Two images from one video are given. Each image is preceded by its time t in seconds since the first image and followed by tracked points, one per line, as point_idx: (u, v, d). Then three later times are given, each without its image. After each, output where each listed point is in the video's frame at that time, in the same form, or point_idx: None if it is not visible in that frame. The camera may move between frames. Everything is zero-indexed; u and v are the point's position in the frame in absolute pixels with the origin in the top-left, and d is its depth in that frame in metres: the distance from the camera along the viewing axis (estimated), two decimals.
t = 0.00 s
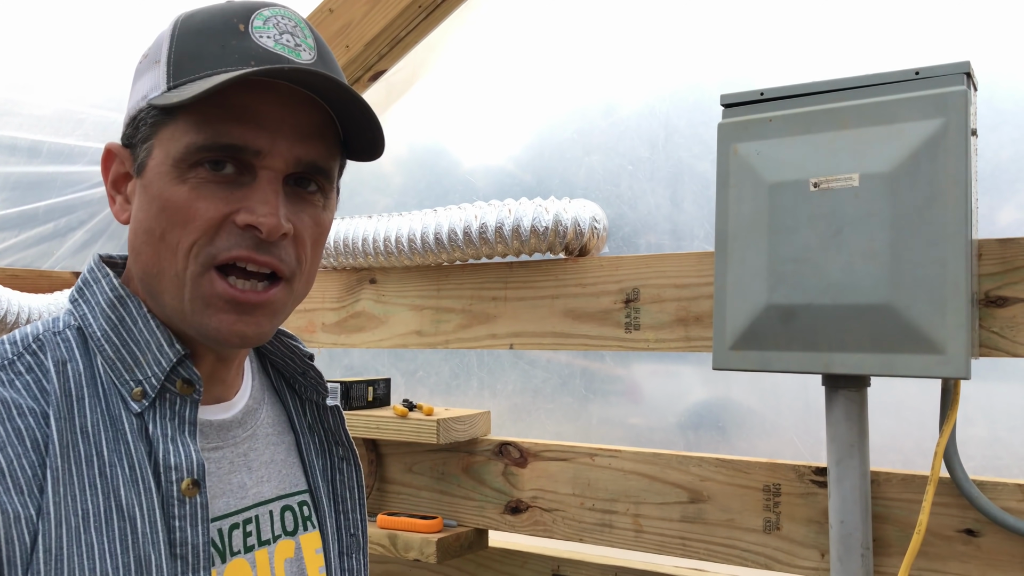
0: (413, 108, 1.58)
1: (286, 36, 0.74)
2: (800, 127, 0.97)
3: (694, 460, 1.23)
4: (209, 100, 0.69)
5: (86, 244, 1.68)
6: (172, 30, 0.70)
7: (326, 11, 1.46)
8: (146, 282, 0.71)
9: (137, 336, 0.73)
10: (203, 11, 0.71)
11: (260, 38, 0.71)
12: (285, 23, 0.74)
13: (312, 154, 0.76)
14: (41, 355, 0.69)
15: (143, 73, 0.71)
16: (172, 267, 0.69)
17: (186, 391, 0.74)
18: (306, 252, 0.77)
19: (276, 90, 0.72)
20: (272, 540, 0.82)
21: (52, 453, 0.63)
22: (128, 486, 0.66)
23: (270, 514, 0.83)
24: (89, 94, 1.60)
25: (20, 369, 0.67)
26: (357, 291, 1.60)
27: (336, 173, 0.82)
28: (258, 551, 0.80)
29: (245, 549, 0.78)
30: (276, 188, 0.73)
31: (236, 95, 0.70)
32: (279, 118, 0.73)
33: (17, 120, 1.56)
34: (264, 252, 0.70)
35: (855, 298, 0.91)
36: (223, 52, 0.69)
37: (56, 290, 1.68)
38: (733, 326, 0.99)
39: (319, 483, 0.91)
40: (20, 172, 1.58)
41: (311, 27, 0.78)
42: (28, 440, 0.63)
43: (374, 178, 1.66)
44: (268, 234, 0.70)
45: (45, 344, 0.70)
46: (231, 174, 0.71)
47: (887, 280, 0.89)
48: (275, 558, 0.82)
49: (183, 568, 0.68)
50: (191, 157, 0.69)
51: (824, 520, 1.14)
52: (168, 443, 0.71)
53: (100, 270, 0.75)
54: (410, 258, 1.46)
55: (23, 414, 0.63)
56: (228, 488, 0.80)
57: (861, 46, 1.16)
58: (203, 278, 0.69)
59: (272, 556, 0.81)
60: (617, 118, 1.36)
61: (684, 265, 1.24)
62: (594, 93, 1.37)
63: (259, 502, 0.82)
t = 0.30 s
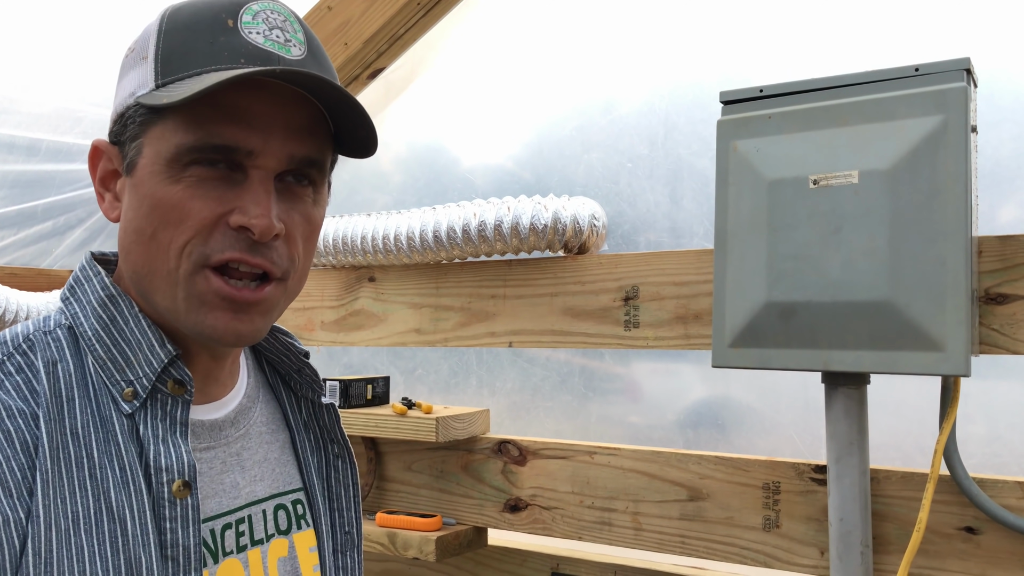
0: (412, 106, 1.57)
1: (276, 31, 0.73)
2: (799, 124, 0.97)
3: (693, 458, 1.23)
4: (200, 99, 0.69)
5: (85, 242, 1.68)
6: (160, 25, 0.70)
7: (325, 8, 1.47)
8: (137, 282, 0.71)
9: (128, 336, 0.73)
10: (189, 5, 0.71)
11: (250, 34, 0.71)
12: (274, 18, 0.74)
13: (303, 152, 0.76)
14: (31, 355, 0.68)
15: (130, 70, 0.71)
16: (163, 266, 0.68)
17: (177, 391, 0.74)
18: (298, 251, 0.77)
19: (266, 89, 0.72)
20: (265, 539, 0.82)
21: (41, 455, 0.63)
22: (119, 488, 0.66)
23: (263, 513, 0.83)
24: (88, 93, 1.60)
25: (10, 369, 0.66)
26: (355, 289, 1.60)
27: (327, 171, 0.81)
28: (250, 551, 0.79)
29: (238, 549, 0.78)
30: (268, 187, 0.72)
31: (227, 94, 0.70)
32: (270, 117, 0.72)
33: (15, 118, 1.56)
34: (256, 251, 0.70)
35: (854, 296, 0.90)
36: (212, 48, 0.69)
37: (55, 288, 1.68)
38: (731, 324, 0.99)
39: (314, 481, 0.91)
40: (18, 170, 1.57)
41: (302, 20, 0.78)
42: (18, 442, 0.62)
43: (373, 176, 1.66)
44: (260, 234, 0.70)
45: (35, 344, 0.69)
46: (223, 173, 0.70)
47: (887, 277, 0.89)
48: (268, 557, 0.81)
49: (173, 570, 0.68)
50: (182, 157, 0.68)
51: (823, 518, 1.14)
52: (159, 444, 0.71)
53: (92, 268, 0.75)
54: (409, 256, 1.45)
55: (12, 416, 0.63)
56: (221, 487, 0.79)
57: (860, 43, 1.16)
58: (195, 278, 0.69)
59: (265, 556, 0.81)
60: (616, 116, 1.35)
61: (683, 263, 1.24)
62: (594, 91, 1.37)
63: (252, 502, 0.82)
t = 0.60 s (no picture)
0: (412, 105, 1.57)
1: (280, 32, 0.73)
2: (799, 124, 0.97)
3: (693, 458, 1.23)
4: (203, 98, 0.68)
5: (84, 241, 1.68)
6: (164, 24, 0.70)
7: (325, 7, 1.49)
8: (139, 280, 0.71)
9: (124, 336, 0.73)
10: (195, 5, 0.70)
11: (254, 35, 0.71)
12: (278, 20, 0.74)
13: (305, 152, 0.76)
14: (27, 354, 0.68)
15: (133, 69, 0.71)
16: (166, 264, 0.68)
17: (173, 391, 0.74)
18: (300, 249, 0.77)
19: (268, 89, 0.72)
20: (261, 540, 0.82)
21: (36, 454, 0.63)
22: (113, 487, 0.66)
23: (259, 514, 0.83)
24: (88, 92, 1.60)
25: (6, 369, 0.66)
26: (355, 288, 1.60)
27: (328, 170, 0.81)
28: (246, 551, 0.79)
29: (233, 549, 0.78)
30: (270, 187, 0.72)
31: (229, 93, 0.70)
32: (273, 117, 0.72)
33: (15, 117, 1.55)
34: (259, 250, 0.70)
35: (854, 295, 0.90)
36: (217, 48, 0.69)
37: (55, 288, 1.68)
38: (730, 323, 0.99)
39: (310, 483, 0.91)
40: (17, 169, 1.57)
41: (305, 22, 0.78)
42: (13, 441, 0.62)
43: (373, 175, 1.66)
44: (263, 233, 0.70)
45: (31, 343, 0.69)
46: (226, 172, 0.70)
47: (887, 276, 0.89)
48: (263, 558, 0.81)
49: (167, 570, 0.68)
50: (185, 155, 0.68)
51: (822, 518, 1.14)
52: (154, 444, 0.71)
53: (89, 268, 0.75)
54: (409, 255, 1.45)
55: (7, 414, 0.63)
56: (217, 488, 0.79)
57: (860, 42, 1.16)
58: (198, 276, 0.69)
59: (260, 557, 0.81)
60: (616, 115, 1.35)
61: (682, 262, 1.24)
62: (593, 90, 1.37)
63: (247, 502, 0.82)
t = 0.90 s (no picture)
0: (413, 103, 1.57)
1: (274, 32, 0.73)
2: (798, 123, 0.97)
3: (692, 456, 1.23)
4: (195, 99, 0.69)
5: (83, 240, 1.68)
6: (159, 25, 0.70)
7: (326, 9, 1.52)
8: (135, 279, 0.71)
9: (123, 334, 0.73)
10: (189, 6, 0.71)
11: (247, 35, 0.71)
12: (272, 19, 0.74)
13: (299, 152, 0.76)
14: (25, 351, 0.68)
15: (128, 68, 0.71)
16: (159, 264, 0.69)
17: (170, 388, 0.74)
18: (295, 249, 0.77)
19: (262, 90, 0.72)
20: (258, 539, 0.82)
21: (33, 450, 0.63)
22: (110, 484, 0.66)
23: (257, 512, 0.83)
24: (86, 91, 1.60)
25: (3, 365, 0.66)
26: (354, 287, 1.60)
27: (325, 169, 0.81)
28: (243, 549, 0.79)
29: (230, 548, 0.78)
30: (263, 187, 0.72)
31: (222, 93, 0.70)
32: (267, 117, 0.72)
33: (15, 116, 1.55)
34: (252, 250, 0.70)
35: (853, 294, 0.90)
36: (210, 49, 0.69)
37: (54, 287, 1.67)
38: (730, 322, 0.99)
39: (309, 481, 0.91)
40: (16, 167, 1.57)
41: (299, 21, 0.78)
42: (10, 437, 0.63)
43: (373, 173, 1.66)
44: (256, 234, 0.70)
45: (29, 340, 0.69)
46: (218, 172, 0.70)
47: (886, 276, 0.89)
48: (261, 557, 0.81)
49: (164, 567, 0.68)
50: (177, 156, 0.69)
51: (821, 516, 1.14)
52: (151, 441, 0.71)
53: (88, 265, 0.75)
54: (408, 254, 1.45)
55: (4, 410, 0.63)
56: (213, 486, 0.79)
57: (860, 42, 1.16)
58: (192, 275, 0.69)
59: (257, 555, 0.81)
60: (616, 114, 1.36)
61: (681, 261, 1.24)
62: (592, 90, 1.37)
63: (244, 501, 0.82)
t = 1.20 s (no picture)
0: (412, 105, 1.57)
1: (269, 34, 0.73)
2: (795, 126, 0.97)
3: (690, 459, 1.23)
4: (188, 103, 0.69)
5: (82, 241, 1.68)
6: (153, 28, 0.70)
7: (323, 8, 1.52)
8: (132, 283, 0.71)
9: (124, 339, 0.73)
10: (184, 7, 0.70)
11: (242, 38, 0.71)
12: (268, 20, 0.74)
13: (294, 155, 0.75)
14: (26, 356, 0.68)
15: (124, 72, 0.71)
16: (154, 268, 0.69)
17: (173, 394, 0.74)
18: (291, 253, 0.76)
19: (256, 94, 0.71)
20: (259, 543, 0.82)
21: (36, 456, 0.63)
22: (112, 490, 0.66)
23: (258, 516, 0.83)
24: (85, 92, 1.60)
25: (5, 371, 0.66)
26: (353, 288, 1.60)
27: (323, 173, 0.81)
28: (244, 554, 0.80)
29: (232, 552, 0.78)
30: (257, 191, 0.72)
31: (215, 98, 0.70)
32: (260, 121, 0.72)
33: (14, 117, 1.55)
34: (246, 254, 0.70)
35: (851, 297, 0.91)
36: (203, 52, 0.69)
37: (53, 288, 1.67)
38: (728, 324, 0.99)
39: (309, 485, 0.91)
40: (16, 169, 1.57)
41: (295, 20, 0.77)
42: (12, 444, 0.62)
43: (371, 175, 1.66)
44: (249, 238, 0.70)
45: (31, 345, 0.69)
46: (212, 176, 0.70)
47: (884, 279, 0.89)
48: (262, 560, 0.82)
49: (166, 572, 0.68)
50: (171, 160, 0.69)
51: (819, 519, 1.15)
52: (154, 446, 0.71)
53: (90, 269, 0.75)
54: (407, 256, 1.45)
55: (7, 417, 0.63)
56: (215, 490, 0.79)
57: (858, 44, 1.16)
58: (186, 279, 0.69)
59: (258, 559, 0.81)
60: (614, 115, 1.35)
61: (679, 264, 1.24)
62: (591, 91, 1.37)
63: (246, 505, 0.82)
